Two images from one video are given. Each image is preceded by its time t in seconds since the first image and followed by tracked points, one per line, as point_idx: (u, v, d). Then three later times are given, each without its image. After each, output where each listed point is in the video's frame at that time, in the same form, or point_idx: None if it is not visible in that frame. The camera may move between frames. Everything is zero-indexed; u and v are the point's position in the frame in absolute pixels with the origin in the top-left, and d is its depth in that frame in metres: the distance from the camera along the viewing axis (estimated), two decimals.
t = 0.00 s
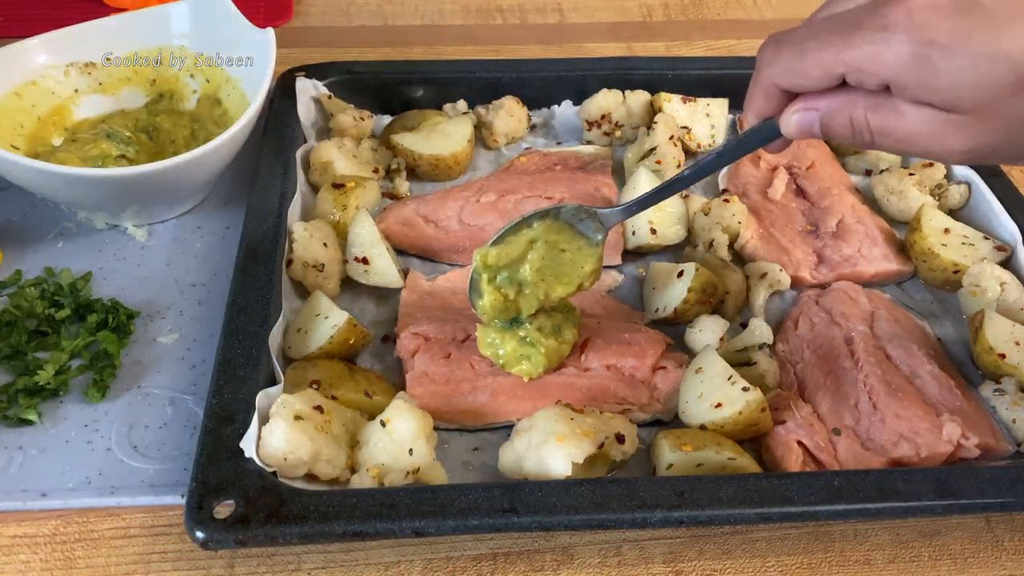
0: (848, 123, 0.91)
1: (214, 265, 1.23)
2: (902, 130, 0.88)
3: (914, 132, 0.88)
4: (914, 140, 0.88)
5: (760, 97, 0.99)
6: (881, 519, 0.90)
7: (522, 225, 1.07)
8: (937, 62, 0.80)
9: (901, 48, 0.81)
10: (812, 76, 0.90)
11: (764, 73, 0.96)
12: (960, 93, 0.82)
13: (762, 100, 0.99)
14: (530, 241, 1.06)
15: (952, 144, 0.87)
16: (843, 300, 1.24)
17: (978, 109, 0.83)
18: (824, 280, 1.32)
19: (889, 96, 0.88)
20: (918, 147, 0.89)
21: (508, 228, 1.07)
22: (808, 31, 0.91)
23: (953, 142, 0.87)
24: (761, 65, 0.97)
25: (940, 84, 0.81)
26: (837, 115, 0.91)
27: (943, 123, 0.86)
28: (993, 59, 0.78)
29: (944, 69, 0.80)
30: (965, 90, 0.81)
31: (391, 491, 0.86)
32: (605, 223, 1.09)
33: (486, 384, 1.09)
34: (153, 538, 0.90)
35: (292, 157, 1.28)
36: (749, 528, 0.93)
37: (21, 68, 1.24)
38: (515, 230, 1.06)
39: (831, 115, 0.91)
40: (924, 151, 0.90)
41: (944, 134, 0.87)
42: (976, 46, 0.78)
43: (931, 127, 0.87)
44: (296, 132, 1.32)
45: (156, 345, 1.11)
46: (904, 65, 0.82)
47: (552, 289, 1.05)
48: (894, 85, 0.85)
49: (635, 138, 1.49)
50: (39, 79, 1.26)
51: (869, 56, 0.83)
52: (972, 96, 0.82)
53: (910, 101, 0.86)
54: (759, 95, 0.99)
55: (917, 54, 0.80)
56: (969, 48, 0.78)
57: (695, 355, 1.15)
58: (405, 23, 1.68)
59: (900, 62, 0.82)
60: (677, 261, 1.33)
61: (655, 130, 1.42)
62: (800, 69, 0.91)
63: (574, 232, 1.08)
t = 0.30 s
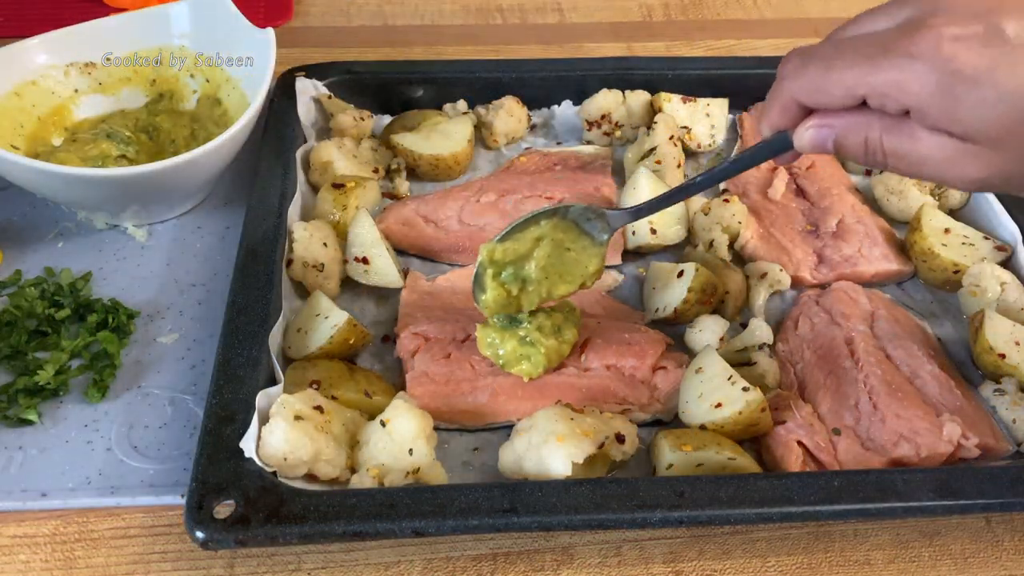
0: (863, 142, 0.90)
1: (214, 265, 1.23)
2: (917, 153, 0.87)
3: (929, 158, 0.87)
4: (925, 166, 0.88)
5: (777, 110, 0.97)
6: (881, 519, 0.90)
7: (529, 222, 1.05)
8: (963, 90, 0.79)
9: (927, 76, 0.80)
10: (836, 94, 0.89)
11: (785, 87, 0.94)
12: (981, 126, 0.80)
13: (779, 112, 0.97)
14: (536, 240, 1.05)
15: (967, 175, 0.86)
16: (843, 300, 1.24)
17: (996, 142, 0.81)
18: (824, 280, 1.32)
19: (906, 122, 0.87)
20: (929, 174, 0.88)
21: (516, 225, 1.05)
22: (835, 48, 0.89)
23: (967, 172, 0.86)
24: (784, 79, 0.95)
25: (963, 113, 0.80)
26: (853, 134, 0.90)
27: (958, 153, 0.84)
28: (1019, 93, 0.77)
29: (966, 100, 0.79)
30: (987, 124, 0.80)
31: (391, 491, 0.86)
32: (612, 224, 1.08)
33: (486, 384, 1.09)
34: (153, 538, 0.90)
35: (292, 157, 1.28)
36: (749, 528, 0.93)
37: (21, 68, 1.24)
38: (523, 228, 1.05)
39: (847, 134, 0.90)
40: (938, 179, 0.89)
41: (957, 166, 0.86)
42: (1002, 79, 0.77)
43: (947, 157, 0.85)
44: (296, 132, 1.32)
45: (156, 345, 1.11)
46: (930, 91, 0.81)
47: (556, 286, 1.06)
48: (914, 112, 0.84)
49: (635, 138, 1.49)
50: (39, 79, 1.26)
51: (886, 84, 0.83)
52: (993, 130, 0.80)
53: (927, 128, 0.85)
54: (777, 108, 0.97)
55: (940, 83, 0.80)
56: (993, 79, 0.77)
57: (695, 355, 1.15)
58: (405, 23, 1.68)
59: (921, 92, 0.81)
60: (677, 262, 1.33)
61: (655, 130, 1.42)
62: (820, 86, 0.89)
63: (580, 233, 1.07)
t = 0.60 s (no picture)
0: (862, 172, 0.87)
1: (214, 265, 1.23)
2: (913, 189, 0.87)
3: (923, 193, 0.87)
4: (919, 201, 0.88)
5: (774, 135, 0.90)
6: (881, 519, 0.90)
7: (516, 225, 0.99)
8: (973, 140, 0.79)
9: (940, 125, 0.79)
10: (847, 133, 0.84)
11: (790, 120, 0.88)
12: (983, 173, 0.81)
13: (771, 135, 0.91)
14: (525, 244, 0.99)
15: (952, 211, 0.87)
16: (843, 300, 1.24)
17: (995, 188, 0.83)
18: (824, 280, 1.32)
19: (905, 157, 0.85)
20: (916, 207, 0.89)
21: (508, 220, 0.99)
22: (844, 82, 0.84)
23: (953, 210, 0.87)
24: (789, 110, 0.88)
25: (964, 163, 0.81)
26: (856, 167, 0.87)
27: (951, 194, 0.85)
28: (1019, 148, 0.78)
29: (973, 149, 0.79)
30: (991, 172, 0.81)
31: (391, 491, 0.86)
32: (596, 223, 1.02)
33: (486, 384, 1.09)
34: (153, 538, 0.90)
35: (292, 158, 1.28)
36: (749, 528, 0.93)
37: (21, 68, 1.24)
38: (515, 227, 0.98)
39: (847, 167, 0.87)
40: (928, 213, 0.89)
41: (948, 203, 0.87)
42: (1006, 133, 0.78)
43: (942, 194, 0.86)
44: (296, 132, 1.32)
45: (156, 345, 1.11)
46: (942, 139, 0.80)
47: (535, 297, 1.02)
48: (921, 155, 0.83)
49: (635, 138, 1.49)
50: (39, 79, 1.26)
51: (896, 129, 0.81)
52: (996, 178, 0.81)
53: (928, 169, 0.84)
54: (777, 137, 0.90)
55: (953, 132, 0.79)
56: (1003, 131, 0.77)
57: (695, 355, 1.15)
58: (405, 23, 1.68)
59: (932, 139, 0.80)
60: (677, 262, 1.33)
61: (655, 130, 1.42)
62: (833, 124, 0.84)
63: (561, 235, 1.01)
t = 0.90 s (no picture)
0: (841, 170, 0.93)
1: (214, 265, 1.23)
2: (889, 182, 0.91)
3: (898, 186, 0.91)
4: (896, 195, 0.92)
5: (760, 142, 0.94)
6: (881, 519, 0.90)
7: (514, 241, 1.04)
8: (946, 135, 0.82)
9: (912, 116, 0.82)
10: (829, 135, 0.88)
11: (774, 126, 0.92)
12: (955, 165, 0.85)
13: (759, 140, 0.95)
14: (522, 276, 1.04)
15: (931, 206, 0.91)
16: (843, 300, 1.24)
17: (966, 178, 0.86)
18: (824, 280, 1.32)
19: (881, 155, 0.90)
20: (895, 203, 0.93)
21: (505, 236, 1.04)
22: (823, 88, 0.87)
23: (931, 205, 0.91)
24: (772, 118, 0.91)
25: (937, 155, 0.84)
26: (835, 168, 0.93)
27: (928, 186, 0.89)
28: (987, 135, 0.82)
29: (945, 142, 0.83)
30: (964, 163, 0.84)
31: (391, 491, 0.86)
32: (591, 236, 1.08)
33: (486, 384, 1.09)
34: (152, 538, 0.90)
35: (292, 158, 1.28)
36: (749, 528, 0.93)
37: (21, 67, 1.24)
38: (510, 243, 1.04)
39: (825, 167, 0.93)
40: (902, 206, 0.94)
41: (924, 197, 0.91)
42: (974, 122, 0.81)
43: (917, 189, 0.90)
44: (296, 132, 1.32)
45: (156, 345, 1.11)
46: (916, 131, 0.83)
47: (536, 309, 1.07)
48: (897, 148, 0.86)
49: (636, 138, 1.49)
50: (39, 79, 1.26)
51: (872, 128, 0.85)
52: (968, 168, 0.85)
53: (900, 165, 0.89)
54: (762, 144, 0.94)
55: (925, 126, 0.82)
56: (972, 124, 0.81)
57: (695, 355, 1.15)
58: (405, 23, 1.68)
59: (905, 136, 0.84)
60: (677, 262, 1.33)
61: (655, 130, 1.42)
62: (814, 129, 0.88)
63: (556, 252, 1.06)
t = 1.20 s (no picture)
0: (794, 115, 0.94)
1: (214, 265, 1.23)
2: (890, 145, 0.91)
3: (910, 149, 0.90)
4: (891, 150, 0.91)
5: (757, 80, 1.06)
6: (881, 519, 0.90)
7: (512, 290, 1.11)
8: (958, 31, 0.75)
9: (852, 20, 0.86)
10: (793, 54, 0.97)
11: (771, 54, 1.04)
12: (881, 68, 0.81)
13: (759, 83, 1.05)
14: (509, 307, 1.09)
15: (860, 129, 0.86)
16: (843, 299, 1.24)
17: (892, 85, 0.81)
18: (824, 280, 1.32)
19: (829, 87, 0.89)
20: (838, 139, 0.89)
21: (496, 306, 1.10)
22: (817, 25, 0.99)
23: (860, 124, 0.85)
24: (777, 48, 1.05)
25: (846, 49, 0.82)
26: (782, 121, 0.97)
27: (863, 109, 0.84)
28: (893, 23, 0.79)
29: (965, 43, 0.75)
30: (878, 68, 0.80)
31: (391, 492, 0.86)
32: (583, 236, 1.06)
33: (486, 384, 1.09)
34: (152, 538, 0.89)
35: (292, 158, 1.28)
36: (749, 528, 0.93)
37: (21, 67, 1.24)
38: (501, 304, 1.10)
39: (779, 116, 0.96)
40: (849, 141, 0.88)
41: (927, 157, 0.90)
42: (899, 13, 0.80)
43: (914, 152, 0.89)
44: (296, 132, 1.32)
45: (156, 345, 1.11)
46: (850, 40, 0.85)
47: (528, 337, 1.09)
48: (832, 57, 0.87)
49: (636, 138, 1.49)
50: (39, 79, 1.26)
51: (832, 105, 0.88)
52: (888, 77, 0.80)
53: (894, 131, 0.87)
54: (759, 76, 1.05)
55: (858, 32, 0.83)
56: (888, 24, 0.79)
57: (695, 355, 1.15)
58: (405, 23, 1.68)
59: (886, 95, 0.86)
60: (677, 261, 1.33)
61: (656, 131, 1.42)
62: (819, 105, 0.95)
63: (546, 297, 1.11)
